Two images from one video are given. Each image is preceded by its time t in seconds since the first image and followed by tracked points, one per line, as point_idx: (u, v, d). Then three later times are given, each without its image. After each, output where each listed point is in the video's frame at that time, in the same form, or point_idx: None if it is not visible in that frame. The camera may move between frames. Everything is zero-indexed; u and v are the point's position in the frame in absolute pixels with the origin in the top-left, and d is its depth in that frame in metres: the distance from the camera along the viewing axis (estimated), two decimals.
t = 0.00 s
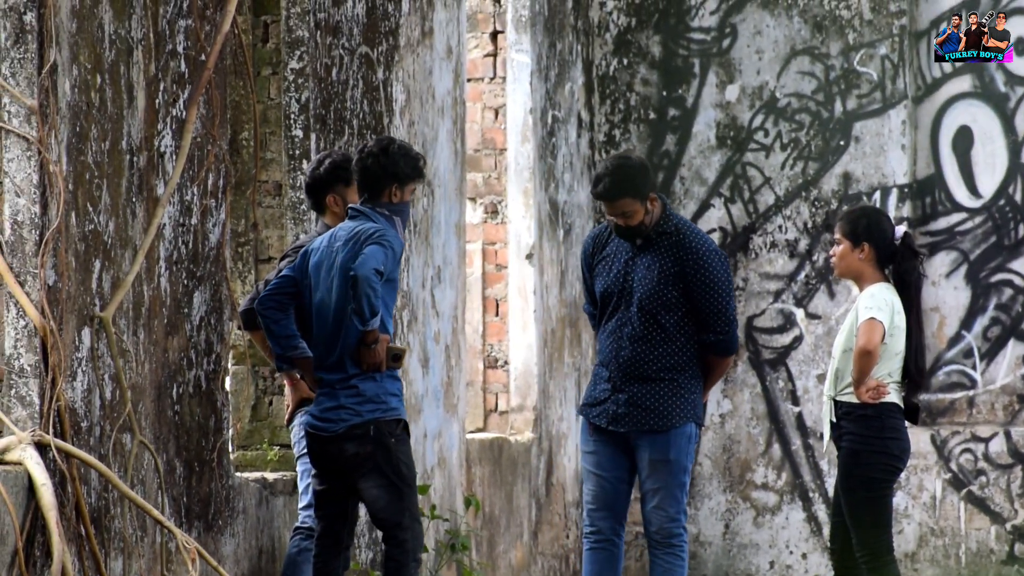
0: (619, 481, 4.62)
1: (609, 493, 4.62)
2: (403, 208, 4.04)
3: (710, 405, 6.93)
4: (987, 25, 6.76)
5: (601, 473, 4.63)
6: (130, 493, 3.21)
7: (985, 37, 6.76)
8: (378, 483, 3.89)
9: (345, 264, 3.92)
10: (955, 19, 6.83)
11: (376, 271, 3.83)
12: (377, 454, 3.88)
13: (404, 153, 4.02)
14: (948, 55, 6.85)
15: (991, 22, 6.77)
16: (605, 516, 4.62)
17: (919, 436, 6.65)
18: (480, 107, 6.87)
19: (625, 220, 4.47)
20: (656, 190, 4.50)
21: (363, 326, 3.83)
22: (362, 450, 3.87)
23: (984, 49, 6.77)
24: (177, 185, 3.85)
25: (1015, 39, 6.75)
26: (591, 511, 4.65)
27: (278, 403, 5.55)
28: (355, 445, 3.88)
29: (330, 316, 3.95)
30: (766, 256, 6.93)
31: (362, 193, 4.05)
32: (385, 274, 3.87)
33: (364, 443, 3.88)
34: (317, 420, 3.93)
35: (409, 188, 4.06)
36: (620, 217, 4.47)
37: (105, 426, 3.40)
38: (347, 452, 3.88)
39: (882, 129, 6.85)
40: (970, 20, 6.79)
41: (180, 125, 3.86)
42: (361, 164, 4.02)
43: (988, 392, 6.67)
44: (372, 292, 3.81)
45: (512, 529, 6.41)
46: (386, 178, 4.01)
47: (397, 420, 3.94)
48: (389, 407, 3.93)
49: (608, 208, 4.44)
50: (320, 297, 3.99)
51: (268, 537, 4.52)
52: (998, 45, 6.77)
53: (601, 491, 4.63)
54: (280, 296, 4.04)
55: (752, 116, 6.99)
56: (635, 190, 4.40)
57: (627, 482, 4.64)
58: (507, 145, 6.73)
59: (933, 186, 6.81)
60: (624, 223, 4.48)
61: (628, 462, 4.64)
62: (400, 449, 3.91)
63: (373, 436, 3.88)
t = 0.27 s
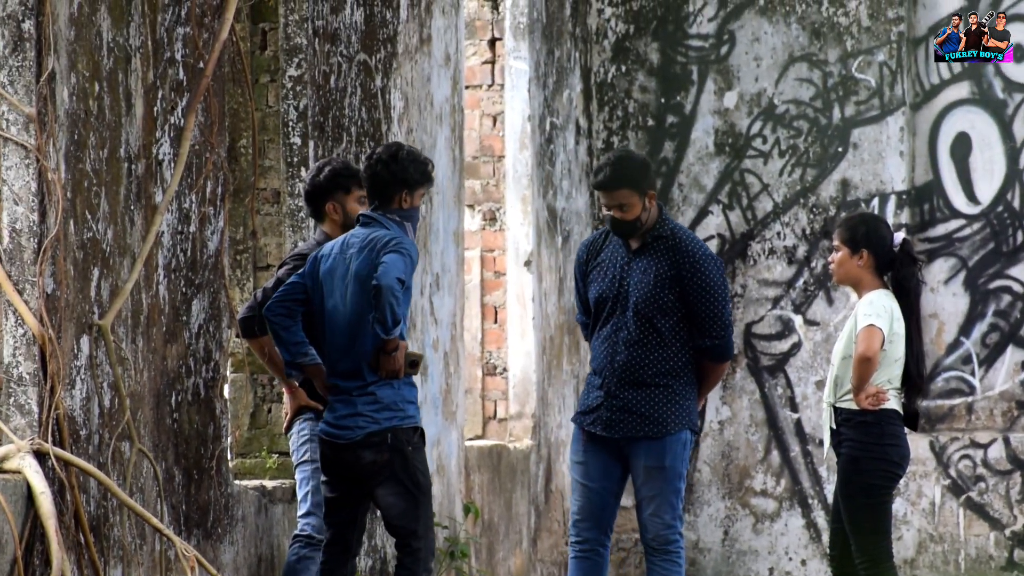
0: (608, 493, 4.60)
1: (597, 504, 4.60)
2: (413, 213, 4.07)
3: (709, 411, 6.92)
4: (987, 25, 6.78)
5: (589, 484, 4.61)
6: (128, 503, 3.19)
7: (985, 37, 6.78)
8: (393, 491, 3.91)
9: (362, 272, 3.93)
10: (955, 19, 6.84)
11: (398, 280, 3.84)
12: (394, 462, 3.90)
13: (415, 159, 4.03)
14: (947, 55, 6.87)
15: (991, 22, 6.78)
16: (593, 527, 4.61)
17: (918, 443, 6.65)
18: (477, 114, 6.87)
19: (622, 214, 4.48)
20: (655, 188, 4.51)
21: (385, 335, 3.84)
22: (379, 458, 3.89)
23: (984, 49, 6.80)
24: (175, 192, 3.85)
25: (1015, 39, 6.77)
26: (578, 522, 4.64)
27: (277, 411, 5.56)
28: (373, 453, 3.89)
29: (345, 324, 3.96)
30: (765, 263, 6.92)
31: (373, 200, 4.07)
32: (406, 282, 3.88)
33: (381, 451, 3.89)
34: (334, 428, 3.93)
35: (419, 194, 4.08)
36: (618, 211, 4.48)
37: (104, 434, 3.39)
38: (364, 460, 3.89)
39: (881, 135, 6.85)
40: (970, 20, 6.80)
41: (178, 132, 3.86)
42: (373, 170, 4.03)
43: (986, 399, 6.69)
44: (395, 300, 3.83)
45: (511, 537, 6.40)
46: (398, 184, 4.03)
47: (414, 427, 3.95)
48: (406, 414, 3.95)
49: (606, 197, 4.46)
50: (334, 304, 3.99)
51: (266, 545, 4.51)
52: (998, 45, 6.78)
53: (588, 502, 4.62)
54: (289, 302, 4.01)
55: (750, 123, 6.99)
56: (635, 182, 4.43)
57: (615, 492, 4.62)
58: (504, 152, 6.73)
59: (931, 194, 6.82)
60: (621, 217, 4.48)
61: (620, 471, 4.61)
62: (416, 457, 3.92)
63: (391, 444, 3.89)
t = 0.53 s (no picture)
0: (582, 495, 4.54)
1: (572, 510, 4.55)
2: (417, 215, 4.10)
3: (695, 414, 6.95)
4: (987, 25, 6.77)
5: (562, 490, 4.55)
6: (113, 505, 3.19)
7: (985, 37, 6.76)
8: (394, 490, 3.95)
9: (372, 275, 3.98)
10: (955, 18, 6.85)
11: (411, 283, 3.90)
12: (400, 462, 3.94)
13: (419, 161, 4.07)
14: (947, 55, 6.87)
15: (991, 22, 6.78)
16: (567, 531, 4.55)
17: (903, 445, 6.68)
18: (463, 117, 6.87)
19: (597, 203, 4.47)
20: (628, 184, 4.53)
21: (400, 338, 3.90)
22: (386, 458, 3.93)
23: (984, 49, 6.78)
24: (161, 195, 3.85)
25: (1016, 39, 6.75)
26: (552, 530, 4.57)
27: (263, 414, 5.51)
28: (379, 453, 3.92)
29: (351, 325, 3.99)
30: (750, 265, 6.96)
31: (376, 202, 4.10)
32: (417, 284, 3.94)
33: (388, 452, 3.94)
34: (341, 430, 3.96)
35: (422, 195, 4.12)
36: (592, 197, 4.49)
37: (89, 437, 3.39)
38: (369, 460, 3.92)
39: (865, 137, 6.88)
40: (970, 20, 6.80)
41: (163, 135, 3.86)
42: (376, 172, 4.06)
43: (972, 401, 6.71)
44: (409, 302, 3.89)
45: (497, 539, 6.42)
46: (401, 186, 4.06)
47: (419, 428, 4.01)
48: (413, 415, 4.00)
49: (583, 179, 4.47)
50: (339, 306, 4.01)
51: (252, 548, 4.52)
52: (998, 45, 6.77)
53: (562, 509, 4.56)
54: (291, 305, 4.03)
55: (735, 125, 7.02)
56: (613, 170, 4.45)
57: (590, 497, 4.57)
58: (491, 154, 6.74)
59: (916, 197, 6.84)
60: (595, 203, 4.48)
61: (593, 474, 4.56)
62: (420, 459, 3.98)
63: (398, 444, 3.94)
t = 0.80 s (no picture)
0: (567, 500, 4.44)
1: (558, 515, 4.44)
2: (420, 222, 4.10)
3: (684, 417, 6.98)
4: (987, 25, 6.74)
5: (545, 496, 4.44)
6: (103, 511, 3.18)
7: (985, 37, 6.74)
8: (388, 495, 3.93)
9: (376, 282, 3.98)
10: (955, 18, 6.80)
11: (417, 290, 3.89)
12: (400, 468, 3.94)
13: (422, 168, 4.07)
14: (947, 55, 6.83)
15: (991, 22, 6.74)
16: (556, 537, 4.45)
17: (892, 449, 6.70)
18: (451, 121, 6.86)
19: (574, 199, 4.40)
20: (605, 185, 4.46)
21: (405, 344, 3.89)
22: (386, 464, 3.92)
23: (985, 49, 6.75)
24: (149, 200, 3.85)
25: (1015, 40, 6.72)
26: (540, 536, 4.47)
27: (252, 419, 5.49)
28: (380, 458, 3.92)
29: (353, 332, 3.98)
30: (739, 268, 6.96)
31: (380, 209, 4.10)
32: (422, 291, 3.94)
33: (388, 457, 3.93)
34: (342, 436, 3.96)
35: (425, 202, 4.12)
36: (569, 194, 4.41)
37: (78, 443, 3.39)
38: (370, 465, 3.92)
39: (853, 140, 6.88)
40: (970, 20, 6.76)
41: (151, 140, 3.86)
42: (379, 177, 4.05)
43: (961, 403, 6.70)
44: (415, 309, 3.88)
45: (486, 543, 6.43)
46: (404, 193, 4.06)
47: (420, 436, 4.01)
48: (414, 422, 4.00)
49: (559, 176, 4.42)
50: (341, 313, 4.00)
51: (242, 554, 4.52)
52: (998, 45, 6.74)
53: (548, 515, 4.45)
54: (291, 310, 4.05)
55: (723, 129, 7.03)
56: (590, 168, 4.43)
57: (574, 500, 4.46)
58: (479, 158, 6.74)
59: (904, 199, 6.83)
60: (572, 201, 4.40)
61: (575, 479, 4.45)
62: (418, 467, 3.98)
63: (398, 450, 3.93)
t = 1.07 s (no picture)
0: (546, 504, 4.46)
1: (539, 518, 4.46)
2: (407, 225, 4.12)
3: (666, 420, 7.00)
4: (988, 25, 6.76)
5: (525, 500, 4.46)
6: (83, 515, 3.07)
7: (985, 37, 6.76)
8: (370, 496, 3.94)
9: (363, 286, 4.00)
10: (955, 18, 6.81)
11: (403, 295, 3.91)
12: (385, 471, 3.95)
13: (408, 171, 4.08)
14: (947, 55, 6.84)
15: (991, 22, 6.76)
16: (538, 540, 4.46)
17: (874, 450, 6.71)
18: (433, 124, 6.87)
19: (552, 201, 4.42)
20: (582, 188, 4.52)
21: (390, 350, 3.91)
22: (370, 467, 3.93)
23: (984, 49, 6.78)
24: (131, 204, 3.85)
25: (1016, 40, 6.74)
26: (522, 539, 4.48)
27: (232, 422, 5.53)
28: (364, 461, 3.93)
29: (340, 337, 3.99)
30: (720, 271, 6.98)
31: (366, 213, 4.11)
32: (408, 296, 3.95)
33: (373, 460, 3.94)
34: (326, 438, 3.98)
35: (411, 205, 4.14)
36: (547, 194, 4.43)
37: (59, 446, 3.39)
38: (353, 467, 3.94)
39: (835, 143, 6.89)
40: (970, 20, 6.78)
41: (132, 143, 3.86)
42: (365, 181, 4.06)
43: (942, 406, 6.73)
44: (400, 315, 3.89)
45: (468, 546, 6.44)
46: (391, 197, 4.07)
47: (405, 440, 4.02)
48: (399, 425, 4.02)
49: (539, 176, 4.45)
50: (328, 317, 4.01)
51: (223, 557, 4.52)
52: (998, 45, 6.76)
53: (529, 518, 4.47)
54: (278, 314, 4.06)
55: (705, 132, 7.06)
56: (567, 169, 4.47)
57: (554, 503, 4.48)
58: (460, 161, 6.75)
59: (886, 202, 6.86)
60: (551, 201, 4.42)
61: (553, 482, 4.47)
62: (402, 471, 3.99)
63: (382, 453, 3.95)
